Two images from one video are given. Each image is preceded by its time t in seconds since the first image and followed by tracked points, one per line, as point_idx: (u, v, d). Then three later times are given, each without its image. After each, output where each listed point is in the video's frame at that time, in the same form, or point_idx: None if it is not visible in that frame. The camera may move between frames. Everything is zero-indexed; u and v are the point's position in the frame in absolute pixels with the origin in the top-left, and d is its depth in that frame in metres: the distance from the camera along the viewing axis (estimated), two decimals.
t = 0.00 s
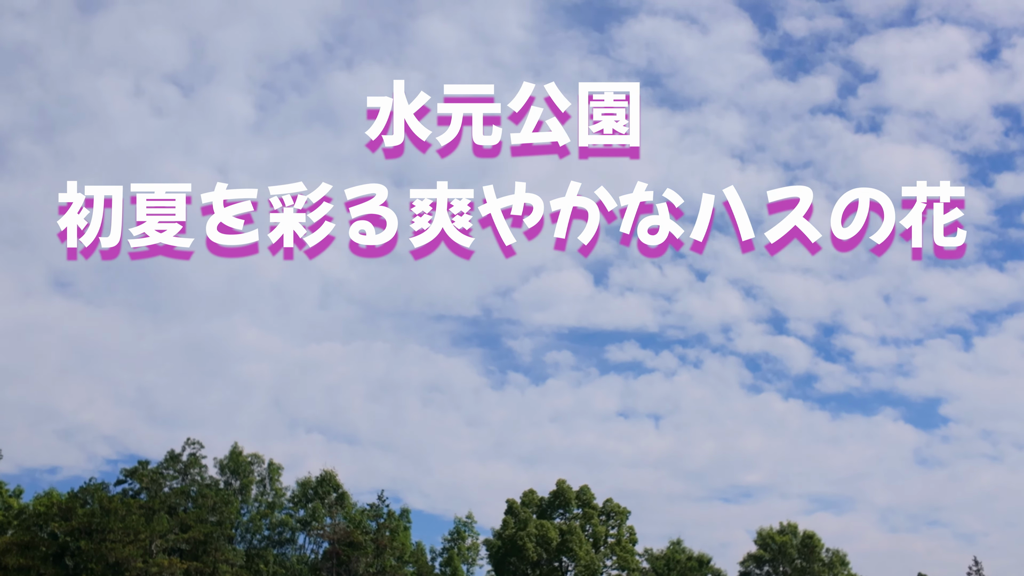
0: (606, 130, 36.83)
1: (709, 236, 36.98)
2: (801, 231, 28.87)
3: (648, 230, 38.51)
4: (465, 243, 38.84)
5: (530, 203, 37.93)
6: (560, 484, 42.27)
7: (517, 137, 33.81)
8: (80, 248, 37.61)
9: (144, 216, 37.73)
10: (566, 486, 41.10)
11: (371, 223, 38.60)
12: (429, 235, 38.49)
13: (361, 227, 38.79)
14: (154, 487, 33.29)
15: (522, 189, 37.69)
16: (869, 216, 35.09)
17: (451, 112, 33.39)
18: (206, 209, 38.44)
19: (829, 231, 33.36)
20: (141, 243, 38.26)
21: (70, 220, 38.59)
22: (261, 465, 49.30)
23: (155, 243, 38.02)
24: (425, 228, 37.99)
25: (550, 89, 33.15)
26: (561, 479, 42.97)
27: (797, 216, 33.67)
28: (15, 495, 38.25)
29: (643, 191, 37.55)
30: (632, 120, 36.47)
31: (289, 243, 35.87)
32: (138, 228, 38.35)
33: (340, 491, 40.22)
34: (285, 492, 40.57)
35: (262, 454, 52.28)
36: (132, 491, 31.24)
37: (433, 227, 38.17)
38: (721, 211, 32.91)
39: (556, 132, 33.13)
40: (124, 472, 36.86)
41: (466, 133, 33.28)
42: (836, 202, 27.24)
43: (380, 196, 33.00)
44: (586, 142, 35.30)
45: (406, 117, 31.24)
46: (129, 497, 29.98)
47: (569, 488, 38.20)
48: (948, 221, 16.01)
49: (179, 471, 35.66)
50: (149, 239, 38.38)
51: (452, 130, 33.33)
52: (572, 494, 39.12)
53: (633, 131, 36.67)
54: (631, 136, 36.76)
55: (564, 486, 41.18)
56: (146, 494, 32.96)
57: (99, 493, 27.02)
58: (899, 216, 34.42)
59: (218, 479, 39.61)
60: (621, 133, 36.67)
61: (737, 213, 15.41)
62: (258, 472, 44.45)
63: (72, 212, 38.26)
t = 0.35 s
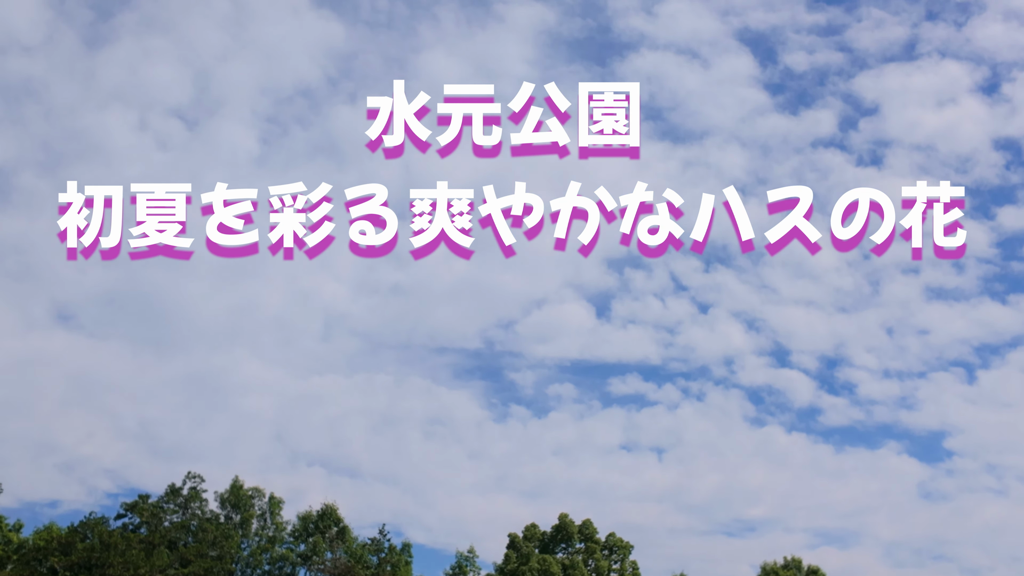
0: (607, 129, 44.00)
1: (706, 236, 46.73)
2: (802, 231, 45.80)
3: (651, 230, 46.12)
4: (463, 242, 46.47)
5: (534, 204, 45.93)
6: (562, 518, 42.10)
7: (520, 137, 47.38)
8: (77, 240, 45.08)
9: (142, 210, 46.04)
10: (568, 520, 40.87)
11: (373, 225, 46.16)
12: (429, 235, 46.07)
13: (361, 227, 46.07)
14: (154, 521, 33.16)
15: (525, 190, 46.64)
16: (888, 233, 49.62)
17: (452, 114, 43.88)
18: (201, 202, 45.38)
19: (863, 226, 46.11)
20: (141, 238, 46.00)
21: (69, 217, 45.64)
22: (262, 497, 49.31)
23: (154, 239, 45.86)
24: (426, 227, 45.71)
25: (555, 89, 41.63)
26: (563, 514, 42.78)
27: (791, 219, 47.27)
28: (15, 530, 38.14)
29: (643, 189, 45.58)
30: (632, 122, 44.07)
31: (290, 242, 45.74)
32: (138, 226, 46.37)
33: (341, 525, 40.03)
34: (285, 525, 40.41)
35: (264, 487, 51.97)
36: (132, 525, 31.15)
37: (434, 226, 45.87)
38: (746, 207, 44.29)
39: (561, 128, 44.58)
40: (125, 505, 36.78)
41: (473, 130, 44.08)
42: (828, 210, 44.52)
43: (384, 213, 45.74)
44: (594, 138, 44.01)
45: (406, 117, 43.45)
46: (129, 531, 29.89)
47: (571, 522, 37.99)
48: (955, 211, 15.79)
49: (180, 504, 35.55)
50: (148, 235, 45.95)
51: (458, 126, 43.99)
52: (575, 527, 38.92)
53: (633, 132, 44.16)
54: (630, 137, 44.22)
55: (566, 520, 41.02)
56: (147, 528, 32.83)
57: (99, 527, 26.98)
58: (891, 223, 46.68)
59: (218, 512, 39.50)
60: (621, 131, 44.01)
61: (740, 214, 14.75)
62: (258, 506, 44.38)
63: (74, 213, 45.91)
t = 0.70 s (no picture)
0: (608, 129, 43.37)
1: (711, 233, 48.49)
2: (799, 231, 45.83)
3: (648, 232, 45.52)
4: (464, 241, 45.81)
5: (531, 204, 45.45)
6: (565, 554, 42.45)
7: (519, 136, 48.34)
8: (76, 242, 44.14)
9: (141, 211, 45.25)
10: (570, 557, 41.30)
11: (371, 225, 45.41)
12: (429, 236, 45.57)
13: (360, 227, 45.61)
14: (153, 558, 33.62)
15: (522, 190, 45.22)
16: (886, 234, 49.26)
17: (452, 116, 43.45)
18: (204, 200, 44.44)
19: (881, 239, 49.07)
20: (141, 241, 45.11)
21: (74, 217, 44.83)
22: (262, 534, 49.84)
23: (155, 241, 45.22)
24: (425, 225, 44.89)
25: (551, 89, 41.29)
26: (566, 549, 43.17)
27: (806, 220, 49.67)
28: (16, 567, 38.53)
29: (643, 190, 44.69)
30: (633, 119, 43.28)
31: (290, 243, 45.28)
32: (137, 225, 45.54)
33: (342, 561, 40.40)
34: (286, 562, 40.80)
35: (263, 527, 52.37)
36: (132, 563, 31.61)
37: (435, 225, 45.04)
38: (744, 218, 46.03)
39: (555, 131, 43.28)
40: (126, 542, 37.26)
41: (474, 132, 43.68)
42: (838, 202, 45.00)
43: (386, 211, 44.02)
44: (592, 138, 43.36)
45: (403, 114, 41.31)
46: (129, 569, 30.35)
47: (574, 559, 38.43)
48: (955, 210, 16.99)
49: (181, 541, 36.00)
50: (150, 236, 45.24)
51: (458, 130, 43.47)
52: (577, 564, 39.30)
53: (633, 132, 43.56)
54: (631, 137, 43.75)
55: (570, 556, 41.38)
56: (146, 566, 33.28)
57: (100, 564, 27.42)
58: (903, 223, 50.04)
59: (219, 548, 39.92)
60: (620, 131, 43.38)
61: (738, 214, 16.41)
62: (257, 543, 44.44)
63: (74, 213, 44.99)
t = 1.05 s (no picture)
0: (607, 128, 39.05)
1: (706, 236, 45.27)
2: (798, 231, 41.70)
3: (651, 227, 40.74)
4: (465, 242, 41.27)
5: (534, 206, 40.69)
6: None
7: (520, 136, 44.42)
8: (77, 244, 39.64)
9: (142, 208, 40.49)
10: None
11: (373, 228, 41.52)
12: (429, 237, 41.11)
13: (360, 227, 41.75)
14: None
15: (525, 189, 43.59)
16: (887, 233, 45.34)
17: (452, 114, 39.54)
18: (205, 202, 40.30)
19: (875, 237, 44.91)
20: (140, 240, 40.58)
21: (70, 218, 40.49)
22: None
23: (155, 239, 40.34)
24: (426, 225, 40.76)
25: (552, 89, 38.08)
26: None
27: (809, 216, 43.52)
28: None
29: (645, 190, 40.37)
30: (633, 119, 39.01)
31: (291, 243, 41.31)
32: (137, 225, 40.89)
33: None
34: None
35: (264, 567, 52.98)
36: None
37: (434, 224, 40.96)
38: (746, 214, 45.84)
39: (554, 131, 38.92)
40: None
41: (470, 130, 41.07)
42: (841, 205, 40.95)
43: (384, 214, 40.38)
44: (590, 139, 39.07)
45: (403, 117, 38.49)
46: None
47: None
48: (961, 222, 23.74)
49: None
50: (149, 237, 40.79)
51: (454, 133, 40.32)
52: None
53: (634, 131, 39.18)
54: (631, 138, 39.52)
55: None
56: None
57: None
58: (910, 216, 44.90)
59: None
60: (619, 131, 38.99)
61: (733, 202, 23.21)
62: None
63: (73, 213, 40.26)
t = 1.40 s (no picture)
0: (606, 127, 37.40)
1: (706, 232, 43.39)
2: (801, 230, 39.41)
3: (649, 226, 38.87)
4: (466, 242, 39.59)
5: (534, 207, 38.73)
6: None
7: (518, 135, 42.53)
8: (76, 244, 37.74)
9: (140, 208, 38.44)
10: None
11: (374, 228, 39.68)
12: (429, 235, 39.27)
13: (361, 226, 41.55)
14: None
15: (523, 190, 41.71)
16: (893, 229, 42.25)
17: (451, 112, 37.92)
18: (205, 203, 38.55)
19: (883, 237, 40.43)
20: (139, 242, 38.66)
21: (68, 218, 38.76)
22: None
23: (155, 241, 38.37)
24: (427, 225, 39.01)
25: (550, 88, 36.72)
26: None
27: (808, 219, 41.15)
28: None
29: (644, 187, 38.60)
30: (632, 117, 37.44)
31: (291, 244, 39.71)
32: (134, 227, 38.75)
33: None
34: None
35: None
36: None
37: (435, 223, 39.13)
38: (747, 220, 43.51)
39: (552, 126, 37.93)
40: None
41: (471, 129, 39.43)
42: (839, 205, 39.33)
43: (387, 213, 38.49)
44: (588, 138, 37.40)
45: (402, 116, 36.90)
46: None
47: None
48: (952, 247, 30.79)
49: None
50: (148, 237, 39.08)
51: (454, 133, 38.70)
52: None
53: (633, 131, 37.48)
54: (631, 138, 37.80)
55: None
56: None
57: None
58: (909, 215, 42.78)
59: None
60: (619, 131, 37.22)
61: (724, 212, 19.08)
62: None
63: (72, 212, 38.37)
